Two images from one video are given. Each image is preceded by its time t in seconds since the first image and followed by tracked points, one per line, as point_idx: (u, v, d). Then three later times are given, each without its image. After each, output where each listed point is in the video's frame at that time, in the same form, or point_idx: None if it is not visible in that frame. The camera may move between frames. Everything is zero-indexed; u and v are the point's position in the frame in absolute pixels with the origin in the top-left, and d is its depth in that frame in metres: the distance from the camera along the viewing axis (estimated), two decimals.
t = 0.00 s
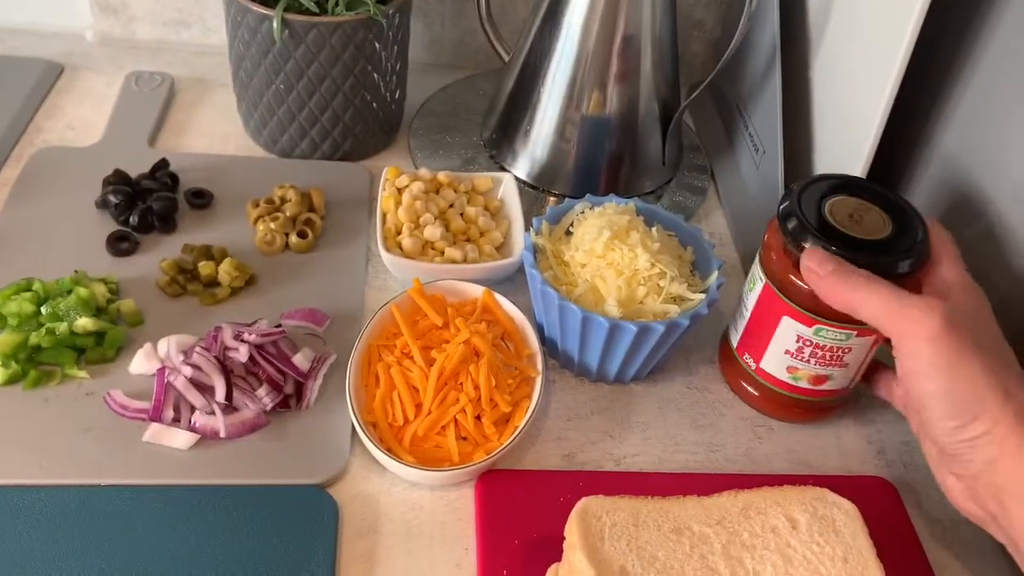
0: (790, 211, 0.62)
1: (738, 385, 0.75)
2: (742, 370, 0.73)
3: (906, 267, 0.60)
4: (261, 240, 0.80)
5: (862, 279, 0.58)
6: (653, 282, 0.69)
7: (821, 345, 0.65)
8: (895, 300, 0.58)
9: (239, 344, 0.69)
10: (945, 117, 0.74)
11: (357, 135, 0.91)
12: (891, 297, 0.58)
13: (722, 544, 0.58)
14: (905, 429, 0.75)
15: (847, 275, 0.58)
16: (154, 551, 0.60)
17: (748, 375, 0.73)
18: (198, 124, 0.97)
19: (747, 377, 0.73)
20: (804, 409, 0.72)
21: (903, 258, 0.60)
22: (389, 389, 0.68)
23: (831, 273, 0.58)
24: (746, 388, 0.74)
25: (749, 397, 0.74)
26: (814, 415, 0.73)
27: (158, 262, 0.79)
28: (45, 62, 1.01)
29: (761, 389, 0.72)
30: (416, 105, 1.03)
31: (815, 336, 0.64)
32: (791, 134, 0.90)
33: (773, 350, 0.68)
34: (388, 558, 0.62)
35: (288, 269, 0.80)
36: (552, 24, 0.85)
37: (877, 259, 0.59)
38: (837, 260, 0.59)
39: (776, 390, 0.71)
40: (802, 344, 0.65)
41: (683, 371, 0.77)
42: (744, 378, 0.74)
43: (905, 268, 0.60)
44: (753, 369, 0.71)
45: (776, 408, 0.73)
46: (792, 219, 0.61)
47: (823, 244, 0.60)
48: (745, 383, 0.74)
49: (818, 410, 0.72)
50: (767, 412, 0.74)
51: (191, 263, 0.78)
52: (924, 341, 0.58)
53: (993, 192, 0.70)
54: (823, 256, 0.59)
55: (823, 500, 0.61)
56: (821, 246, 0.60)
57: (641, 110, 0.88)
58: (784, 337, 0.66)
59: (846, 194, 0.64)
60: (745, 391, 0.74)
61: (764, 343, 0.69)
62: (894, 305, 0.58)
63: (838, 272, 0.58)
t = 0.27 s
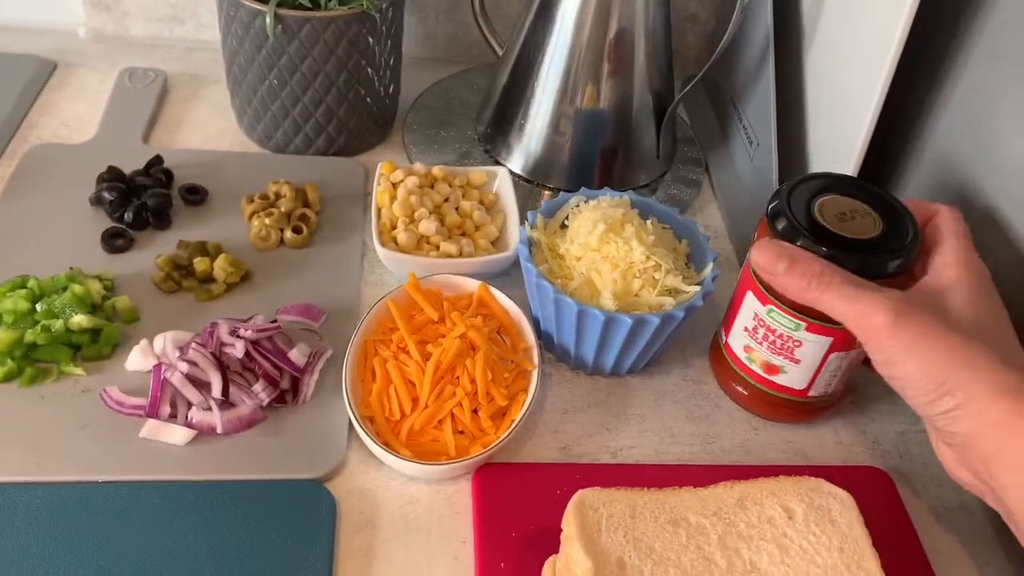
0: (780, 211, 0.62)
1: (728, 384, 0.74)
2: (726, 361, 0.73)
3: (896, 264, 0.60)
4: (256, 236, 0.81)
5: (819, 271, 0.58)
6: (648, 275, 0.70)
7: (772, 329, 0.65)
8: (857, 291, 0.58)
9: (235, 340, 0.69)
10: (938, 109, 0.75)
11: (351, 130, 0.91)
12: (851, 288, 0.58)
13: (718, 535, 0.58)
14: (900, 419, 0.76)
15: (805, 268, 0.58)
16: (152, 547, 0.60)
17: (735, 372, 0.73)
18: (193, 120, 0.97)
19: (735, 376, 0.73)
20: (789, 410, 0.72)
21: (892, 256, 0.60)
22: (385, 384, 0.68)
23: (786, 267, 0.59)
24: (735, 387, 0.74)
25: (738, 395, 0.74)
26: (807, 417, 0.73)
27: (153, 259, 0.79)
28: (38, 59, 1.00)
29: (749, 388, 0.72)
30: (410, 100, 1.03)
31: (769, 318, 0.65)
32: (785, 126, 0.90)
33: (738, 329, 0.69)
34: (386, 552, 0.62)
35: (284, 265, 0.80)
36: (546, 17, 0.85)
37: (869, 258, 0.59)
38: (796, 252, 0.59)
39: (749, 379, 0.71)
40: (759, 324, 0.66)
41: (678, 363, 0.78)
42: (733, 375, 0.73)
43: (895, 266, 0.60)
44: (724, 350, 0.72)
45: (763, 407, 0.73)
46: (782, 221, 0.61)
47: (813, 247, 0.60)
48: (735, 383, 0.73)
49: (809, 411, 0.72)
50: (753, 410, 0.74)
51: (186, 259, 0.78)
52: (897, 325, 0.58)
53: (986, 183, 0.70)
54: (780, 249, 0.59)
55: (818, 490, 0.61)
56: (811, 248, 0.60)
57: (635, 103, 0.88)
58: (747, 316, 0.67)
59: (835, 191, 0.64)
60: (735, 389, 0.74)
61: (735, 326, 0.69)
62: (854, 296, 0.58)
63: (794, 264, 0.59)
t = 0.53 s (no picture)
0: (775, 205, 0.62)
1: (726, 381, 0.74)
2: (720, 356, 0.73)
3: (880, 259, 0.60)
4: (250, 233, 0.80)
5: (823, 281, 0.59)
6: (643, 267, 0.70)
7: (761, 319, 0.66)
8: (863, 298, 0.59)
9: (231, 337, 0.69)
10: (930, 99, 0.75)
11: (344, 127, 0.91)
12: (859, 295, 0.59)
13: (717, 525, 0.58)
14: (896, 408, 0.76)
15: (812, 281, 0.60)
16: (151, 545, 0.60)
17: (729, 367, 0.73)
18: (185, 118, 0.96)
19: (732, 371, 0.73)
20: (786, 406, 0.72)
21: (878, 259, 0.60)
22: (382, 380, 0.68)
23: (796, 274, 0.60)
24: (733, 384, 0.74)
25: (734, 391, 0.74)
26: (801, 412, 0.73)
27: (147, 258, 0.79)
28: (27, 58, 1.00)
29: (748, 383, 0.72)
30: (403, 96, 1.03)
31: (759, 307, 0.65)
32: (778, 118, 0.90)
33: (731, 320, 0.69)
34: (385, 547, 0.62)
35: (279, 262, 0.80)
36: (538, 11, 0.85)
37: (867, 254, 0.58)
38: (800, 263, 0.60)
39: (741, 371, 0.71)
40: (750, 314, 0.67)
41: (674, 355, 0.78)
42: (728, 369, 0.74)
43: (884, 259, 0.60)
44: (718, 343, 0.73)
45: (760, 403, 0.73)
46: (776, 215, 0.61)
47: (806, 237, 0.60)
48: (733, 379, 0.73)
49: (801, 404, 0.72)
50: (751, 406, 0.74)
51: (180, 257, 0.78)
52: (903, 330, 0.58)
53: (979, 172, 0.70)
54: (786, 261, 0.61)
55: (816, 480, 0.62)
56: (802, 244, 0.60)
57: (628, 96, 0.88)
58: (739, 304, 0.68)
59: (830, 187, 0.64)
60: (731, 386, 0.74)
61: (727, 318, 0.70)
62: (859, 305, 0.59)
63: (800, 280, 0.60)
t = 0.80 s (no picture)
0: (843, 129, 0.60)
1: (789, 351, 0.65)
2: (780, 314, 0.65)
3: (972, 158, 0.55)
4: (240, 246, 0.81)
5: (910, 168, 0.52)
6: (632, 274, 0.70)
7: (840, 247, 0.57)
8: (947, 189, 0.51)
9: (223, 351, 0.69)
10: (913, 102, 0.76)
11: (332, 137, 0.91)
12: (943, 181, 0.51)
13: (709, 531, 0.59)
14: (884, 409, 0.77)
15: (894, 170, 0.53)
16: (145, 561, 0.60)
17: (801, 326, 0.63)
18: (172, 131, 0.96)
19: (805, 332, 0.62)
20: (864, 372, 0.61)
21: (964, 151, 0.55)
22: (375, 391, 0.69)
23: (877, 169, 0.53)
24: (804, 352, 0.63)
25: (800, 359, 0.64)
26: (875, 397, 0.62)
27: (137, 272, 0.79)
28: (13, 73, 1.00)
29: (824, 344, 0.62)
30: (390, 105, 1.03)
31: (836, 234, 0.57)
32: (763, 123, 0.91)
33: (808, 252, 0.59)
34: (379, 558, 0.63)
35: (269, 274, 0.81)
36: (523, 19, 0.86)
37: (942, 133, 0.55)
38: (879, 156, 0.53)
39: (812, 319, 0.61)
40: (825, 245, 0.58)
41: (664, 360, 0.78)
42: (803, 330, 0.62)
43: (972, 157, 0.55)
44: (783, 296, 0.63)
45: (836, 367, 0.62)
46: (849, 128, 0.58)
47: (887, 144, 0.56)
48: (807, 347, 0.63)
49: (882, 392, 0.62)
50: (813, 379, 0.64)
51: (170, 272, 0.78)
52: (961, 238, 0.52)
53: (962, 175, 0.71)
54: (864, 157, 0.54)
55: (806, 483, 0.62)
56: (879, 136, 0.55)
57: (614, 103, 0.89)
58: (807, 244, 0.60)
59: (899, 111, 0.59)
60: (804, 354, 0.63)
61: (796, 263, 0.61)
62: (948, 195, 0.51)
63: (873, 171, 0.53)
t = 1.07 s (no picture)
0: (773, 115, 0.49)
1: (678, 400, 0.44)
2: (696, 325, 0.43)
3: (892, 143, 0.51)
4: (224, 270, 0.82)
5: (913, 150, 0.47)
6: (610, 293, 0.72)
7: (818, 220, 0.41)
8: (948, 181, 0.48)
9: (208, 376, 0.71)
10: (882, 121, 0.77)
11: (314, 160, 0.92)
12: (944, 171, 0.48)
13: (687, 546, 0.60)
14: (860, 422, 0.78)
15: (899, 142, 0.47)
16: None
17: (718, 341, 0.41)
18: (156, 156, 0.97)
19: (718, 351, 0.41)
20: (829, 407, 0.41)
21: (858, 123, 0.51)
22: (359, 413, 0.70)
23: (884, 137, 0.46)
24: (711, 385, 0.42)
25: (699, 402, 0.43)
26: (809, 463, 0.44)
27: (122, 298, 0.80)
28: None
29: (753, 367, 0.41)
30: (372, 127, 1.05)
31: (806, 206, 0.42)
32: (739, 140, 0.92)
33: (746, 249, 0.42)
34: None
35: (253, 298, 0.82)
36: (502, 41, 0.87)
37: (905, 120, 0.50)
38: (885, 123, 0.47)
39: (777, 322, 0.40)
40: (791, 222, 0.41)
41: (645, 377, 0.80)
42: (724, 351, 0.41)
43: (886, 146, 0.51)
44: (712, 309, 0.42)
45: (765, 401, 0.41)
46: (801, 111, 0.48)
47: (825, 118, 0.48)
48: (716, 369, 0.42)
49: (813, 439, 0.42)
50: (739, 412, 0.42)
51: (155, 297, 0.79)
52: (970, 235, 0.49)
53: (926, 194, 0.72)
54: (867, 120, 0.47)
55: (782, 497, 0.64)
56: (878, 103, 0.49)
57: (592, 122, 0.90)
58: (751, 233, 0.42)
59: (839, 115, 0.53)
60: (704, 384, 0.42)
61: (734, 258, 0.42)
62: (949, 189, 0.48)
63: (891, 146, 0.46)
